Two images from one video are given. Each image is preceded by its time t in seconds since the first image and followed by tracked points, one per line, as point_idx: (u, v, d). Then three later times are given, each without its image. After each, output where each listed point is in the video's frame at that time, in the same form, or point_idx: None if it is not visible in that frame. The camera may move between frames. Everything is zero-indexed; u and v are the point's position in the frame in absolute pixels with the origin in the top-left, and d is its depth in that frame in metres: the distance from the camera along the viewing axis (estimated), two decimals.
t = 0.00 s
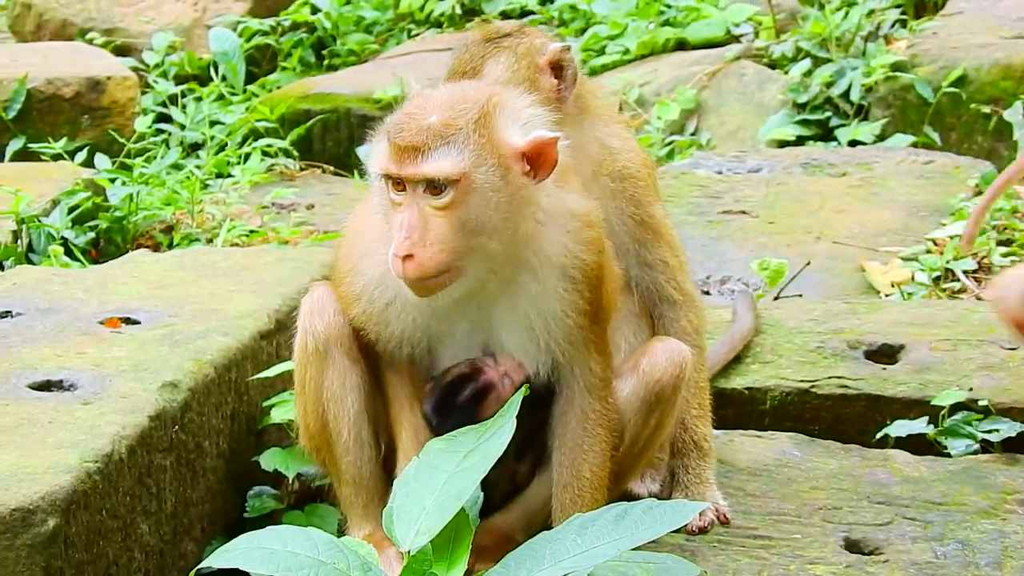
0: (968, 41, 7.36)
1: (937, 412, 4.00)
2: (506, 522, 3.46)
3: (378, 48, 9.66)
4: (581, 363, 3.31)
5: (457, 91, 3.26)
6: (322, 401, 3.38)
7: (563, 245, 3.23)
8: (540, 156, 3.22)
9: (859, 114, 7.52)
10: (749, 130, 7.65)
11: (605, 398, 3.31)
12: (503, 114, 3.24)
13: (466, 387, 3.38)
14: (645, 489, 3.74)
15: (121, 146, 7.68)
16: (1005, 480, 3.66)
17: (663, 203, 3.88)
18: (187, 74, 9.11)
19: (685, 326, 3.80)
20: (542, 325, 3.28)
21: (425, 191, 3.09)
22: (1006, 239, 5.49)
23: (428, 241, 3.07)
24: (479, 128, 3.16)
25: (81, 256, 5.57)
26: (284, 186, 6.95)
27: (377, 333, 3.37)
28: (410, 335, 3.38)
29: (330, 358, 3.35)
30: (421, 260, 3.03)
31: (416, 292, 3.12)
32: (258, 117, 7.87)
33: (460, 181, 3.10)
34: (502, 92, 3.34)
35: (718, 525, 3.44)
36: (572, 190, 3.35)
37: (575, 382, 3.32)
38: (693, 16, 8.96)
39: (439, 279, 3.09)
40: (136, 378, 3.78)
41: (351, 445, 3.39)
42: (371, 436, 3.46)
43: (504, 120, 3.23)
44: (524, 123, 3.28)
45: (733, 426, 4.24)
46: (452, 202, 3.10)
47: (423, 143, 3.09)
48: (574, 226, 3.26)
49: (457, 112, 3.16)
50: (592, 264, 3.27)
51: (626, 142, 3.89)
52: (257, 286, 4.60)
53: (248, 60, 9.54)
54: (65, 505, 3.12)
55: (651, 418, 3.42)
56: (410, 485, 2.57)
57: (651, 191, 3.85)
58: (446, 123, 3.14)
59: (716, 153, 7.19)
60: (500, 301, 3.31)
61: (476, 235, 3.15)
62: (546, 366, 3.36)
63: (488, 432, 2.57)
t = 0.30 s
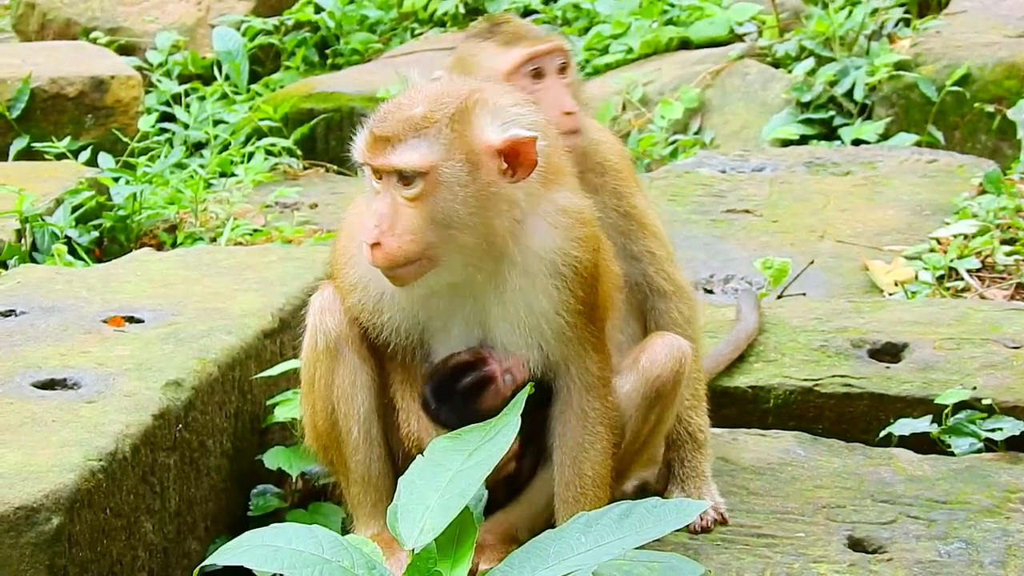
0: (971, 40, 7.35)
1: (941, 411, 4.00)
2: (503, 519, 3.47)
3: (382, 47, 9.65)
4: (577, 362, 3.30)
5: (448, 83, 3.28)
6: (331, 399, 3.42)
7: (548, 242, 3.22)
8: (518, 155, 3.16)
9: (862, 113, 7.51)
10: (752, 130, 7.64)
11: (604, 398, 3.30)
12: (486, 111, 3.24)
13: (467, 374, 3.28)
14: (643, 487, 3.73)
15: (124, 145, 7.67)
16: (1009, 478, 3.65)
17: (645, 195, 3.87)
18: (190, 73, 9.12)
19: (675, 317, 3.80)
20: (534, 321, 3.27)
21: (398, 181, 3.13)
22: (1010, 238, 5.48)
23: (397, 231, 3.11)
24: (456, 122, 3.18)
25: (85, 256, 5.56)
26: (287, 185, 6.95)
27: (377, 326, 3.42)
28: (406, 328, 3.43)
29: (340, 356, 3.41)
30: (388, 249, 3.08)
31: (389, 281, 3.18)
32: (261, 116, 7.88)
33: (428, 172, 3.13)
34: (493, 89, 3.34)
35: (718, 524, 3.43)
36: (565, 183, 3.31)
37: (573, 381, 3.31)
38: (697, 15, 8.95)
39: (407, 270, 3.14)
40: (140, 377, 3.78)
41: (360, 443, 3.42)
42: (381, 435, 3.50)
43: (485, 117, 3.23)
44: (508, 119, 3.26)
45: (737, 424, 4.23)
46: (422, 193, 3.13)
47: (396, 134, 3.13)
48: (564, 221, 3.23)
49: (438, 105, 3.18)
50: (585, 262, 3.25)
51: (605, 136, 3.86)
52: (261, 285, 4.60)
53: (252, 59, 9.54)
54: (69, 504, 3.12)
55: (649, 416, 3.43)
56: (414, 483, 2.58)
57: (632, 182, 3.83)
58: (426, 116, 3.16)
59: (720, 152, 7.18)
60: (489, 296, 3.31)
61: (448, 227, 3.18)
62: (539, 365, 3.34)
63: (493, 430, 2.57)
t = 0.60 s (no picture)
0: (973, 40, 7.34)
1: (944, 412, 3.99)
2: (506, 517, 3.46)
3: (384, 48, 9.63)
4: (575, 359, 3.30)
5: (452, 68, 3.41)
6: (341, 399, 3.45)
7: (539, 227, 3.23)
8: (499, 133, 3.20)
9: (864, 114, 7.50)
10: (754, 130, 7.64)
11: (607, 403, 3.31)
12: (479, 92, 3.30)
13: (469, 356, 3.39)
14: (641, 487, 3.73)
15: (127, 148, 7.67)
16: (1012, 480, 3.65)
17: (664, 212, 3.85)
18: (192, 75, 9.07)
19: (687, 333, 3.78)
20: (530, 307, 3.28)
21: (384, 150, 3.24)
22: (1013, 239, 5.48)
23: (379, 199, 3.21)
24: (444, 98, 3.27)
25: (87, 258, 5.56)
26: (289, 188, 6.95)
27: (386, 316, 3.48)
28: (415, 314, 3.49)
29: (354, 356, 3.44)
30: (366, 216, 3.18)
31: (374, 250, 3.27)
32: (263, 117, 7.89)
33: (410, 142, 3.22)
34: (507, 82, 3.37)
35: (721, 527, 3.43)
36: (569, 173, 3.31)
37: (576, 381, 3.31)
38: (698, 16, 8.93)
39: (388, 239, 3.22)
40: (142, 380, 3.79)
41: (368, 445, 3.45)
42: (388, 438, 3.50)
43: (475, 96, 3.29)
44: (501, 100, 3.30)
45: (739, 426, 4.23)
46: (402, 162, 3.23)
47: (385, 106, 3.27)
48: (564, 209, 3.23)
49: (428, 82, 3.29)
50: (581, 249, 3.24)
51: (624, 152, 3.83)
52: (263, 287, 4.59)
53: (254, 61, 9.55)
54: (72, 507, 3.13)
55: (656, 425, 3.42)
56: (416, 486, 2.57)
57: (651, 201, 3.79)
58: (415, 89, 3.28)
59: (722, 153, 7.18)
60: (486, 282, 3.35)
61: (434, 198, 3.25)
62: (539, 358, 3.35)
63: (495, 433, 2.57)
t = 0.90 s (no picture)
0: (982, 43, 7.33)
1: (952, 414, 3.98)
2: (516, 517, 3.48)
3: (392, 50, 9.64)
4: (583, 355, 3.32)
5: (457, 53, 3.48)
6: (384, 397, 3.46)
7: (531, 215, 3.28)
8: (474, 122, 3.29)
9: (873, 116, 7.49)
10: (763, 133, 7.62)
11: (616, 405, 3.32)
12: (469, 75, 3.36)
13: (486, 353, 3.47)
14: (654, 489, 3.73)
15: (135, 150, 7.68)
16: (1021, 483, 3.63)
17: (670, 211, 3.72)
18: (200, 78, 9.13)
19: (697, 329, 3.72)
20: (528, 297, 3.33)
21: (375, 132, 3.39)
22: (1022, 241, 5.46)
23: (363, 177, 3.35)
24: (428, 81, 3.36)
25: (96, 260, 5.56)
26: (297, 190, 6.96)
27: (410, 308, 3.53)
28: (428, 303, 3.57)
29: (397, 353, 3.48)
30: (352, 193, 3.34)
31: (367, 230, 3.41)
32: (271, 120, 7.93)
33: (393, 123, 3.35)
34: (512, 71, 3.40)
35: (728, 530, 3.42)
36: (574, 167, 3.31)
37: (584, 381, 3.34)
38: (707, 19, 8.84)
39: (370, 216, 3.34)
40: (151, 382, 3.80)
41: (414, 440, 3.52)
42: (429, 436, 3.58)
43: (465, 81, 3.36)
44: (487, 89, 3.35)
45: (748, 428, 4.22)
46: (387, 143, 3.35)
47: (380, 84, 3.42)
48: (564, 202, 3.26)
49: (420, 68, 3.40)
50: (586, 243, 3.24)
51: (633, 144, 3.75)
52: (272, 289, 4.59)
53: (262, 64, 9.56)
54: (80, 509, 3.15)
55: (667, 429, 3.41)
56: (424, 488, 2.57)
57: (658, 197, 3.70)
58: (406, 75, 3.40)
59: (730, 156, 7.17)
60: (483, 269, 3.42)
61: (412, 182, 3.34)
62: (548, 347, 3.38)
63: (502, 435, 2.57)
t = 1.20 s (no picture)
0: (990, 43, 7.32)
1: (960, 415, 3.97)
2: (524, 523, 3.46)
3: (400, 51, 9.65)
4: (583, 358, 3.32)
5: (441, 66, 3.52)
6: (392, 396, 3.49)
7: (517, 221, 3.27)
8: (451, 133, 3.32)
9: (881, 117, 7.48)
10: (771, 133, 7.61)
11: (619, 405, 3.31)
12: (449, 86, 3.39)
13: (497, 360, 3.48)
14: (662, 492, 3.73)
15: (144, 150, 7.68)
16: None
17: (669, 212, 3.68)
18: (209, 78, 9.11)
19: (700, 330, 3.68)
20: (519, 304, 3.32)
21: (359, 146, 3.44)
22: None
23: (348, 187, 3.39)
24: (407, 92, 3.40)
25: (104, 260, 5.56)
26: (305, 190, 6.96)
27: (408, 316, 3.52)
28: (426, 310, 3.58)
29: (405, 353, 3.52)
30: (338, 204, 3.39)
31: (354, 242, 3.44)
32: (280, 120, 7.92)
33: (371, 134, 3.39)
34: (493, 84, 3.41)
35: (736, 531, 3.40)
36: (561, 174, 3.29)
37: (587, 382, 3.34)
38: (716, 19, 8.82)
39: (355, 227, 3.38)
40: (159, 382, 3.81)
41: (421, 443, 3.53)
42: (438, 439, 3.61)
43: (444, 91, 3.38)
44: (467, 99, 3.36)
45: (756, 428, 4.21)
46: (369, 154, 3.40)
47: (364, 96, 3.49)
48: (550, 208, 3.23)
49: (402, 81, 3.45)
50: (575, 247, 3.20)
51: (626, 151, 3.71)
52: (280, 289, 4.59)
53: (271, 64, 9.56)
54: (89, 508, 3.16)
55: (671, 428, 3.40)
56: (433, 488, 2.58)
57: (651, 202, 3.64)
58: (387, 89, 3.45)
59: (738, 156, 7.16)
60: (474, 275, 3.42)
61: (394, 192, 3.37)
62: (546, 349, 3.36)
63: (511, 435, 2.57)
